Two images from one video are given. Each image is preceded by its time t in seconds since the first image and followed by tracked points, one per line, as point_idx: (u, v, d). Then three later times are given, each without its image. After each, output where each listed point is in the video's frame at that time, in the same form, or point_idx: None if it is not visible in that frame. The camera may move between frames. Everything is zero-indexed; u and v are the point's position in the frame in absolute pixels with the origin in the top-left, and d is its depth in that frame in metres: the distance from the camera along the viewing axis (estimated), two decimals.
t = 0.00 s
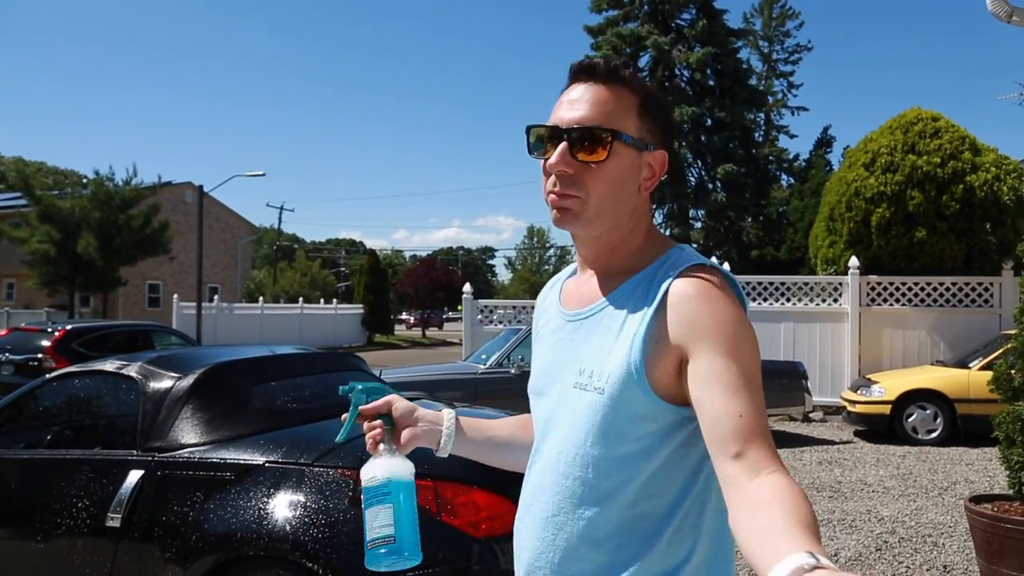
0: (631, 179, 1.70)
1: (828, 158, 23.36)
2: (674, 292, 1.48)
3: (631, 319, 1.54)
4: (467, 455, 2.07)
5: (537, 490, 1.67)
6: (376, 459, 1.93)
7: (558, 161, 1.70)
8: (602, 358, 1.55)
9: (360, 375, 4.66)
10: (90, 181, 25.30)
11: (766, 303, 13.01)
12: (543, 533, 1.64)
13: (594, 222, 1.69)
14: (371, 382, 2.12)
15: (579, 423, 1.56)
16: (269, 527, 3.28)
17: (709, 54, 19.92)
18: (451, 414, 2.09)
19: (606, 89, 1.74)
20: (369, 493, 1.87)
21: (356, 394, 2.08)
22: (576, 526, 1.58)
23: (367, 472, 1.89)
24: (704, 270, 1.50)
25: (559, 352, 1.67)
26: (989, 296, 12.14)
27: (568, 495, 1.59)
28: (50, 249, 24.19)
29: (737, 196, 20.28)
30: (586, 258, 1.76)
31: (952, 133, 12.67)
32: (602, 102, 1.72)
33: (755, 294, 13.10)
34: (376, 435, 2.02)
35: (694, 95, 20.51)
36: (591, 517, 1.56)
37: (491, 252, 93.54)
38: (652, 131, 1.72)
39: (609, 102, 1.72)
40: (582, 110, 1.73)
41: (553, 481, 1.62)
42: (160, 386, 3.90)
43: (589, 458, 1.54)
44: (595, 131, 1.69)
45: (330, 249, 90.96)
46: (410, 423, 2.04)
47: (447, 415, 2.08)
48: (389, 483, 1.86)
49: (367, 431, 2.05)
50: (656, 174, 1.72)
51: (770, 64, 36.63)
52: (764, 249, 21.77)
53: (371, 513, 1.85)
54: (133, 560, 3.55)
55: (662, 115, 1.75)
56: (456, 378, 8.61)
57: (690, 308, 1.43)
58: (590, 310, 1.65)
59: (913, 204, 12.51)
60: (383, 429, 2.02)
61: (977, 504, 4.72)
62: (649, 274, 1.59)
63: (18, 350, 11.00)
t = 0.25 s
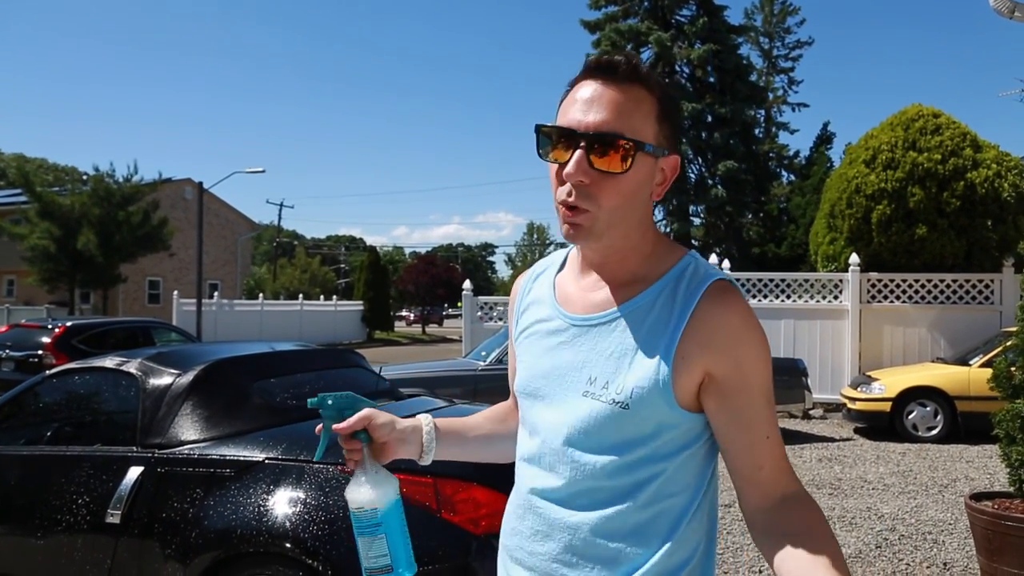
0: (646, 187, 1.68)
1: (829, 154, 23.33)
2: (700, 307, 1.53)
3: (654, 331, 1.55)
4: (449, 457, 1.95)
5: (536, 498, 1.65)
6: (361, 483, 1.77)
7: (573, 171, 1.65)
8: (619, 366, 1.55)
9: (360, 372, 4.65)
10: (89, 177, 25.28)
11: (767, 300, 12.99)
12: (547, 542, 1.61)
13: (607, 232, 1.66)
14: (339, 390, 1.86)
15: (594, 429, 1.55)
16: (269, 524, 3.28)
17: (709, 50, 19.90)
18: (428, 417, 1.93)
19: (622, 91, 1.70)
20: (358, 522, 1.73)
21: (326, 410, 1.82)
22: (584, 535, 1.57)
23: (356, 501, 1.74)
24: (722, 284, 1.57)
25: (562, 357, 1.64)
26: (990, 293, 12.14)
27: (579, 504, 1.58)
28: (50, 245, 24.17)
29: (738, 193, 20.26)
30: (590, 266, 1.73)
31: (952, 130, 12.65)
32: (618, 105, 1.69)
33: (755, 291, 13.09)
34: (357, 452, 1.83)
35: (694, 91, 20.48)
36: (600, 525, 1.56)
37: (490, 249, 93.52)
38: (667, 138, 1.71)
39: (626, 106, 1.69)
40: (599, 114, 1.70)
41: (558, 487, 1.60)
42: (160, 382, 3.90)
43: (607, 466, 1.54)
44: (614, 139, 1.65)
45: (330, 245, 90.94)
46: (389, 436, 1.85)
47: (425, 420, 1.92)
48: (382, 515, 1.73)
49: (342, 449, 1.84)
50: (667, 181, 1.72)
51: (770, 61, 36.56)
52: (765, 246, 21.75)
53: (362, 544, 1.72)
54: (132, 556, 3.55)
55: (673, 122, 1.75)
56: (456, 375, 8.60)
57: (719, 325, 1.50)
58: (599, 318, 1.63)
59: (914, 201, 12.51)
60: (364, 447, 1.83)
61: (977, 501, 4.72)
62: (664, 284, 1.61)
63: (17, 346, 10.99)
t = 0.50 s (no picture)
0: (670, 179, 1.70)
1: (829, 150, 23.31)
2: (709, 310, 1.55)
3: (664, 327, 1.55)
4: (433, 459, 1.92)
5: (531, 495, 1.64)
6: (358, 490, 1.68)
7: (605, 147, 1.65)
8: (626, 361, 1.55)
9: (360, 369, 4.64)
10: (89, 174, 25.26)
11: (766, 296, 12.99)
12: (541, 538, 1.61)
13: (626, 217, 1.66)
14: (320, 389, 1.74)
15: (599, 426, 1.55)
16: (268, 521, 3.28)
17: (709, 46, 19.87)
18: (413, 417, 1.89)
19: (659, 80, 1.72)
20: (358, 530, 1.64)
21: (313, 411, 1.70)
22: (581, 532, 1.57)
23: (359, 508, 1.65)
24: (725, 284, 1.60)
25: (567, 349, 1.63)
26: (989, 289, 12.14)
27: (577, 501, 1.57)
28: (49, 242, 24.16)
29: (737, 189, 20.24)
30: (598, 249, 1.73)
31: (953, 126, 12.64)
32: (654, 91, 1.70)
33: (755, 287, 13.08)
34: (346, 457, 1.73)
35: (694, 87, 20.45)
36: (599, 522, 1.56)
37: (490, 245, 93.47)
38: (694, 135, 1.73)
39: (661, 92, 1.70)
40: (636, 96, 1.70)
41: (556, 484, 1.59)
42: (159, 379, 3.89)
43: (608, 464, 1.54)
44: (648, 123, 1.66)
45: (330, 242, 90.90)
46: (380, 437, 1.79)
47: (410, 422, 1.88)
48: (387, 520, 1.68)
49: (326, 455, 1.71)
50: (687, 178, 1.74)
51: (770, 57, 36.50)
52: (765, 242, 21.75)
53: (366, 558, 1.63)
54: (132, 553, 3.55)
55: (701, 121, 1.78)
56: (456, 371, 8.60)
57: (727, 327, 1.53)
58: (608, 309, 1.63)
59: (914, 197, 12.49)
60: (354, 450, 1.73)
61: (976, 497, 4.71)
62: (673, 281, 1.62)
63: (17, 343, 10.99)
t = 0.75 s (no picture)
0: (663, 178, 1.69)
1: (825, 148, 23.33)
2: (706, 296, 1.55)
3: (663, 316, 1.55)
4: (415, 441, 1.90)
5: (529, 487, 1.63)
6: (340, 448, 1.73)
7: (597, 159, 1.65)
8: (624, 353, 1.55)
9: (355, 366, 4.64)
10: (83, 171, 25.18)
11: (761, 293, 13.01)
12: (542, 531, 1.60)
13: (622, 221, 1.66)
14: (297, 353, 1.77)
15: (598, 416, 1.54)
16: (263, 519, 3.27)
17: (705, 42, 19.86)
18: (397, 393, 1.90)
19: (648, 82, 1.68)
20: (347, 486, 1.70)
21: (290, 373, 1.74)
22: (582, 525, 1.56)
23: (343, 465, 1.70)
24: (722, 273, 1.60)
25: (563, 343, 1.63)
26: (984, 286, 12.18)
27: (577, 493, 1.56)
28: (43, 239, 24.07)
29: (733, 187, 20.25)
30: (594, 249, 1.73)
31: (948, 124, 12.66)
32: (642, 94, 1.67)
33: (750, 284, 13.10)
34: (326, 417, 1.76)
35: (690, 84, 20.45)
36: (599, 514, 1.56)
37: (486, 242, 93.43)
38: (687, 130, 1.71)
39: (650, 95, 1.68)
40: (626, 104, 1.67)
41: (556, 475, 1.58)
42: (153, 377, 3.88)
43: (609, 455, 1.53)
44: (640, 133, 1.64)
45: (326, 239, 90.77)
46: (363, 403, 1.82)
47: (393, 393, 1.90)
48: (370, 477, 1.74)
49: (305, 416, 1.75)
50: (681, 173, 1.74)
51: (766, 54, 36.50)
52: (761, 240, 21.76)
53: (352, 511, 1.69)
54: (126, 552, 3.54)
55: (693, 110, 1.75)
56: (451, 368, 8.60)
57: (724, 311, 1.53)
58: (604, 304, 1.63)
59: (908, 194, 12.51)
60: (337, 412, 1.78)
61: (970, 493, 4.72)
62: (670, 272, 1.62)
63: (12, 341, 10.96)
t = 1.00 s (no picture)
0: (628, 168, 1.69)
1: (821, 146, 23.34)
2: (692, 290, 1.55)
3: (650, 313, 1.55)
4: (409, 448, 1.93)
5: (533, 489, 1.62)
6: (334, 467, 1.70)
7: (556, 158, 1.66)
8: (617, 353, 1.55)
9: (351, 364, 4.63)
10: (78, 168, 25.09)
11: (757, 291, 13.02)
12: (550, 534, 1.59)
13: (593, 217, 1.67)
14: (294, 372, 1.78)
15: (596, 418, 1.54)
16: (258, 517, 3.27)
17: (700, 40, 19.85)
18: (392, 405, 1.92)
19: (602, 72, 1.69)
20: (336, 508, 1.64)
21: (285, 392, 1.73)
22: (589, 527, 1.56)
23: (335, 485, 1.66)
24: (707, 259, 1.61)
25: (554, 346, 1.63)
26: (978, 285, 12.18)
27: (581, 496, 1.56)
28: (38, 237, 23.98)
29: (729, 185, 20.24)
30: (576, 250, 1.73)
31: (943, 122, 12.68)
32: (596, 88, 1.68)
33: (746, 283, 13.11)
34: (320, 436, 1.76)
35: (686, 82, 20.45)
36: (605, 515, 1.55)
37: (482, 240, 93.42)
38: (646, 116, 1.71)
39: (604, 88, 1.68)
40: (582, 95, 1.68)
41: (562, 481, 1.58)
42: (148, 375, 3.87)
43: (610, 455, 1.54)
44: (597, 122, 1.65)
45: (322, 237, 90.65)
46: (356, 418, 1.83)
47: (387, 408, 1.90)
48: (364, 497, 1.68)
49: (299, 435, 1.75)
50: (650, 159, 1.72)
51: (762, 52, 36.51)
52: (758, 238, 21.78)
53: (344, 534, 1.63)
54: (121, 550, 3.53)
55: (656, 95, 1.75)
56: (447, 366, 8.60)
57: (713, 302, 1.53)
58: (591, 305, 1.63)
59: (904, 192, 12.52)
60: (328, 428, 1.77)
61: (965, 491, 4.74)
62: (656, 267, 1.62)
63: (5, 339, 10.92)
